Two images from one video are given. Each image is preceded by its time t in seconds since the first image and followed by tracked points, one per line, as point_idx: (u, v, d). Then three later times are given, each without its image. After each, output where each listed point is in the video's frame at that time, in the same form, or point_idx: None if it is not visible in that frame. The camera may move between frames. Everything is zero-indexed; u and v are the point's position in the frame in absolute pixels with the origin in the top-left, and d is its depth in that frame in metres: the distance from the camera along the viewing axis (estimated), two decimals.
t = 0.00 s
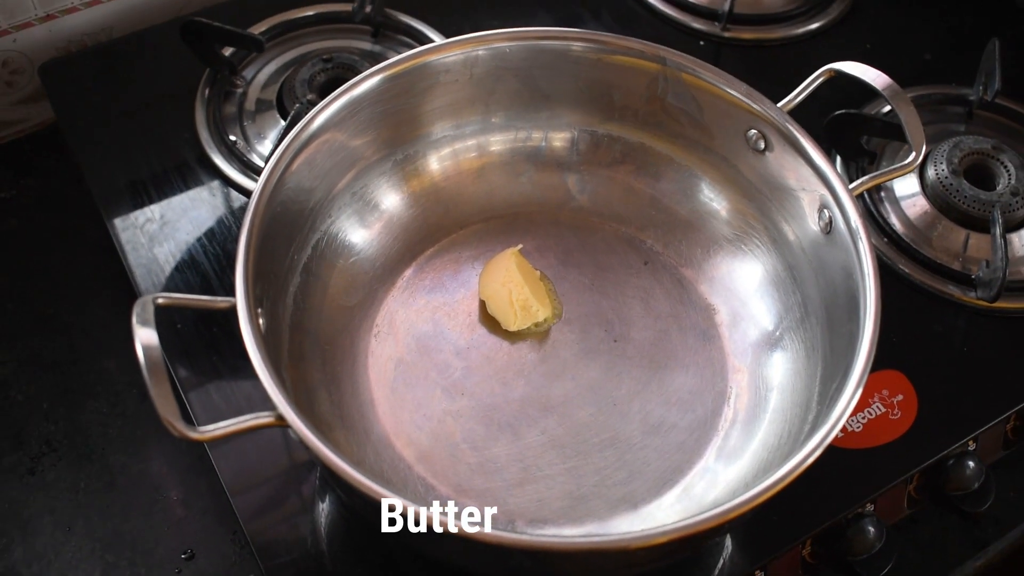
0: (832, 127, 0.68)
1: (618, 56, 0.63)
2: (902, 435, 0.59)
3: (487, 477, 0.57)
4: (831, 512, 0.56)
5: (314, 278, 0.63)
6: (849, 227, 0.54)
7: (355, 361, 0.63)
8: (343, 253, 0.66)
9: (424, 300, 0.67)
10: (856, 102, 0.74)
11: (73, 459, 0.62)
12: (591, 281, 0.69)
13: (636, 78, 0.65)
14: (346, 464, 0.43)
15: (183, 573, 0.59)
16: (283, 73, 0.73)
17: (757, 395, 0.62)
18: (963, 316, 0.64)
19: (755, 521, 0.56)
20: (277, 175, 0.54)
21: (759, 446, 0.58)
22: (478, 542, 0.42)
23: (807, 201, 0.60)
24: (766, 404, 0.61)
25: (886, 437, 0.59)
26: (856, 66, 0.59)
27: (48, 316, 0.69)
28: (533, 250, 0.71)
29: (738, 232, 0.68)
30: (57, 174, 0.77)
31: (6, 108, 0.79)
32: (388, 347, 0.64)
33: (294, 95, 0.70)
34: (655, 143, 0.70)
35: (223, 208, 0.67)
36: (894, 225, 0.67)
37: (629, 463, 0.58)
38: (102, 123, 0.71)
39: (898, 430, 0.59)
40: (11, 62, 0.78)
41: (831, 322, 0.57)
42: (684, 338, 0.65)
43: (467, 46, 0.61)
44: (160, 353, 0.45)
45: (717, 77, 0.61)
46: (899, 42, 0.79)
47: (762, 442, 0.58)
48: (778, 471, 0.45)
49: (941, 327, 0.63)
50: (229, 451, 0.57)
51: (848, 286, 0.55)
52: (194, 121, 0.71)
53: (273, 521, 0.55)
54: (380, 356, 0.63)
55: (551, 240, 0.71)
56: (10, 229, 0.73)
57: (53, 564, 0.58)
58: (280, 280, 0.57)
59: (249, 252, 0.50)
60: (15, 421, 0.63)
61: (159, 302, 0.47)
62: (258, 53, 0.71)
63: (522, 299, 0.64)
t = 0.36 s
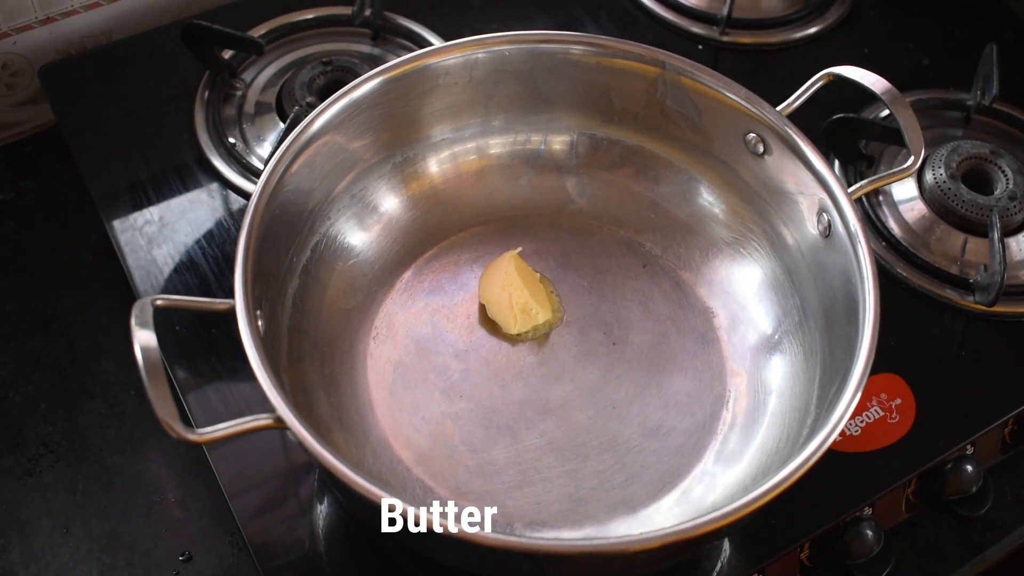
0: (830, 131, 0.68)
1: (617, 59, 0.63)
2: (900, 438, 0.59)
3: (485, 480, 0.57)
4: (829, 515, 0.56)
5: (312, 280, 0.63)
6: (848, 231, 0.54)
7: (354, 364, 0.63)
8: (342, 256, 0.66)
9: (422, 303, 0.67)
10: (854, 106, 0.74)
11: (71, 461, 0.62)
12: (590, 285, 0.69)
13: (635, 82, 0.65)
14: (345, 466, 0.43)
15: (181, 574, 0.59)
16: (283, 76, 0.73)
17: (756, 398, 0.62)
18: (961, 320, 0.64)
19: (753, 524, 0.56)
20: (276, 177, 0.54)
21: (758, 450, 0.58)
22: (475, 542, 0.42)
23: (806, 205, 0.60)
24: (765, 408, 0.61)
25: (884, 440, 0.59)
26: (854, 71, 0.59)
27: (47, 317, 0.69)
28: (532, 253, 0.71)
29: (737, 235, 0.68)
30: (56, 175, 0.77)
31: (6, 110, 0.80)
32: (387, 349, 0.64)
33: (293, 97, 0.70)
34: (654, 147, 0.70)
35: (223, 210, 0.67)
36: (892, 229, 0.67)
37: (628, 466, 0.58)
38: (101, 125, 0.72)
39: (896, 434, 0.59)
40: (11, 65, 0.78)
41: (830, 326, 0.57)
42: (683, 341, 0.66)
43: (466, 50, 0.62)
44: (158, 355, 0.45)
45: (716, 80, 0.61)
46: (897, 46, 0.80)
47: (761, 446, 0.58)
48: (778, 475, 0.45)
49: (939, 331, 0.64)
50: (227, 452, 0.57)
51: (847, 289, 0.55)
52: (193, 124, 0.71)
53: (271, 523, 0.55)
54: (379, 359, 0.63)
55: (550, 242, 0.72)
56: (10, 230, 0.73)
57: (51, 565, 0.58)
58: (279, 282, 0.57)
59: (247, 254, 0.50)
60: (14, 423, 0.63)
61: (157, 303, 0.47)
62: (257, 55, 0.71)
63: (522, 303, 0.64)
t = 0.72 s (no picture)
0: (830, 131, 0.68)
1: (617, 59, 0.63)
2: (899, 439, 0.59)
3: (484, 481, 0.57)
4: (829, 516, 0.56)
5: (311, 280, 0.62)
6: (848, 231, 0.54)
7: (352, 364, 0.63)
8: (341, 256, 0.66)
9: (422, 303, 0.67)
10: (854, 107, 0.74)
11: (69, 462, 0.62)
12: (589, 285, 0.69)
13: (635, 82, 0.65)
14: (344, 467, 0.43)
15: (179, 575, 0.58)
16: (282, 76, 0.73)
17: (756, 399, 0.62)
18: (961, 321, 0.64)
19: (753, 525, 0.55)
20: (275, 178, 0.54)
21: (758, 451, 0.58)
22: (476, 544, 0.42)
23: (806, 205, 0.60)
24: (765, 409, 0.60)
25: (884, 441, 0.59)
26: (854, 71, 0.59)
27: (45, 318, 0.68)
28: (531, 254, 0.71)
29: (737, 236, 0.68)
30: (55, 176, 0.77)
31: (5, 110, 0.79)
32: (386, 350, 0.64)
33: (291, 98, 0.69)
34: (653, 147, 0.70)
35: (221, 211, 0.67)
36: (892, 230, 0.67)
37: (628, 467, 0.58)
38: (100, 125, 0.71)
39: (895, 435, 0.59)
40: (10, 65, 0.78)
41: (830, 327, 0.57)
42: (683, 341, 0.65)
43: (465, 50, 0.61)
44: (157, 355, 0.45)
45: (716, 80, 0.61)
46: (897, 47, 0.79)
47: (760, 447, 0.58)
48: (778, 476, 0.44)
49: (938, 332, 0.63)
50: (226, 453, 0.57)
51: (847, 290, 0.55)
52: (191, 124, 0.71)
53: (270, 524, 0.55)
54: (378, 359, 0.63)
55: (549, 243, 0.71)
56: (8, 230, 0.73)
57: (49, 566, 0.58)
58: (278, 282, 0.57)
59: (245, 254, 0.49)
60: (12, 423, 0.63)
61: (156, 304, 0.47)
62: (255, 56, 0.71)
63: (522, 304, 0.64)
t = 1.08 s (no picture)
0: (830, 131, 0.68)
1: (617, 59, 0.63)
2: (899, 438, 0.59)
3: (484, 480, 0.57)
4: (829, 516, 0.56)
5: (311, 280, 0.62)
6: (848, 231, 0.54)
7: (352, 364, 0.63)
8: (340, 256, 0.66)
9: (421, 303, 0.67)
10: (854, 107, 0.74)
11: (70, 461, 0.62)
12: (588, 285, 0.69)
13: (634, 82, 0.65)
14: (342, 467, 0.43)
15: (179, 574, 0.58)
16: (282, 76, 0.73)
17: (755, 398, 0.62)
18: (961, 320, 0.64)
19: (752, 524, 0.55)
20: (275, 177, 0.54)
21: (757, 450, 0.58)
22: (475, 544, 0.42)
23: (806, 205, 0.60)
24: (764, 408, 0.61)
25: (884, 441, 0.59)
26: (854, 70, 0.59)
27: (45, 317, 0.68)
28: (531, 253, 0.71)
29: (736, 235, 0.68)
30: (55, 176, 0.77)
31: (4, 110, 0.79)
32: (385, 350, 0.64)
33: (291, 97, 0.69)
34: (653, 147, 0.70)
35: (221, 211, 0.67)
36: (891, 229, 0.67)
37: (627, 466, 0.58)
38: (100, 124, 0.71)
39: (895, 434, 0.59)
40: (9, 64, 0.78)
41: (830, 326, 0.57)
42: (683, 341, 0.65)
43: (465, 49, 0.61)
44: (157, 355, 0.45)
45: (716, 80, 0.61)
46: (896, 46, 0.80)
47: (760, 446, 0.58)
48: (778, 475, 0.44)
49: (938, 331, 0.63)
50: (226, 453, 0.57)
51: (847, 289, 0.55)
52: (191, 123, 0.71)
53: (270, 524, 0.55)
54: (378, 359, 0.63)
55: (549, 243, 0.71)
56: (8, 230, 0.73)
57: (49, 565, 0.58)
58: (278, 282, 0.57)
59: (245, 254, 0.49)
60: (12, 423, 0.63)
61: (155, 303, 0.47)
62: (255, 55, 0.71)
63: (522, 304, 0.64)
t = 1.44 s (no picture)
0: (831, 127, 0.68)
1: (616, 56, 0.63)
2: (899, 435, 0.59)
3: (484, 477, 0.57)
4: (829, 512, 0.56)
5: (311, 277, 0.62)
6: (848, 227, 0.54)
7: (353, 361, 0.63)
8: (340, 253, 0.66)
9: (421, 300, 0.67)
10: (853, 103, 0.74)
11: (70, 459, 0.62)
12: (588, 282, 0.69)
13: (634, 79, 0.65)
14: (343, 463, 0.43)
15: (180, 572, 0.58)
16: (281, 74, 0.73)
17: (755, 394, 0.62)
18: (960, 317, 0.64)
19: (753, 521, 0.55)
20: (274, 173, 0.54)
21: (757, 446, 0.58)
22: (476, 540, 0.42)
23: (805, 201, 0.60)
24: (764, 404, 0.61)
25: (884, 437, 0.59)
26: (854, 67, 0.59)
27: (46, 316, 0.68)
28: (530, 250, 0.71)
29: (736, 231, 0.68)
30: (54, 174, 0.77)
31: (4, 108, 0.79)
32: (385, 347, 0.64)
33: (291, 95, 0.69)
34: (653, 144, 0.70)
35: (221, 209, 0.67)
36: (891, 226, 0.67)
37: (627, 463, 0.58)
38: (100, 123, 0.71)
39: (895, 430, 0.59)
40: (9, 63, 0.78)
41: (830, 322, 0.57)
42: (683, 338, 0.66)
43: (464, 47, 0.61)
44: (157, 352, 0.45)
45: (715, 77, 0.61)
46: (895, 43, 0.80)
47: (761, 442, 0.58)
48: (778, 471, 0.44)
49: (938, 328, 0.64)
50: (227, 451, 0.57)
51: (846, 284, 0.55)
52: (191, 122, 0.71)
53: (270, 521, 0.55)
54: (377, 356, 0.63)
55: (549, 240, 0.72)
56: (7, 228, 0.73)
57: (50, 563, 0.58)
58: (278, 279, 0.57)
59: (245, 251, 0.49)
60: (12, 422, 0.63)
61: (155, 301, 0.47)
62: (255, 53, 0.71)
63: (523, 301, 0.64)
